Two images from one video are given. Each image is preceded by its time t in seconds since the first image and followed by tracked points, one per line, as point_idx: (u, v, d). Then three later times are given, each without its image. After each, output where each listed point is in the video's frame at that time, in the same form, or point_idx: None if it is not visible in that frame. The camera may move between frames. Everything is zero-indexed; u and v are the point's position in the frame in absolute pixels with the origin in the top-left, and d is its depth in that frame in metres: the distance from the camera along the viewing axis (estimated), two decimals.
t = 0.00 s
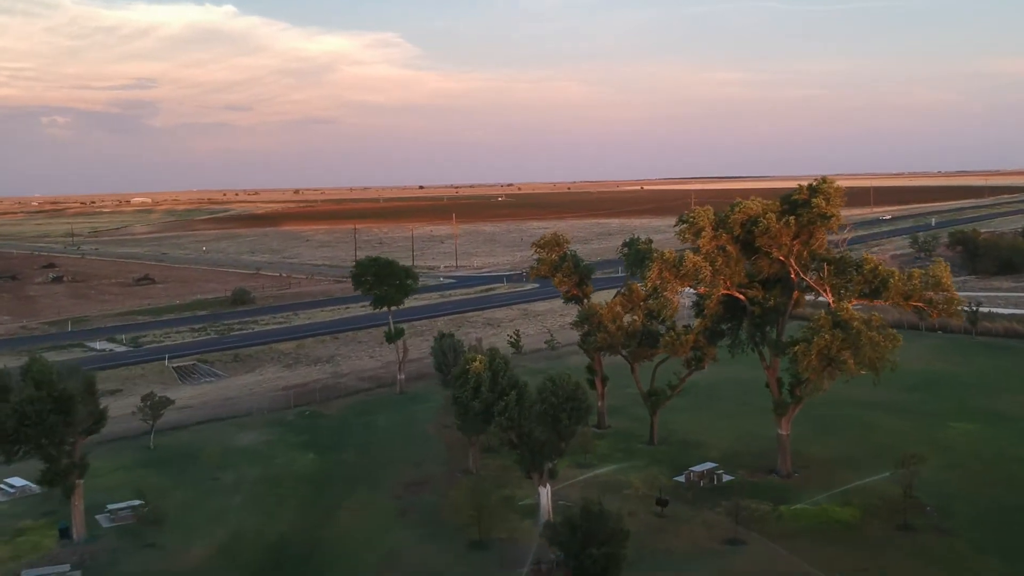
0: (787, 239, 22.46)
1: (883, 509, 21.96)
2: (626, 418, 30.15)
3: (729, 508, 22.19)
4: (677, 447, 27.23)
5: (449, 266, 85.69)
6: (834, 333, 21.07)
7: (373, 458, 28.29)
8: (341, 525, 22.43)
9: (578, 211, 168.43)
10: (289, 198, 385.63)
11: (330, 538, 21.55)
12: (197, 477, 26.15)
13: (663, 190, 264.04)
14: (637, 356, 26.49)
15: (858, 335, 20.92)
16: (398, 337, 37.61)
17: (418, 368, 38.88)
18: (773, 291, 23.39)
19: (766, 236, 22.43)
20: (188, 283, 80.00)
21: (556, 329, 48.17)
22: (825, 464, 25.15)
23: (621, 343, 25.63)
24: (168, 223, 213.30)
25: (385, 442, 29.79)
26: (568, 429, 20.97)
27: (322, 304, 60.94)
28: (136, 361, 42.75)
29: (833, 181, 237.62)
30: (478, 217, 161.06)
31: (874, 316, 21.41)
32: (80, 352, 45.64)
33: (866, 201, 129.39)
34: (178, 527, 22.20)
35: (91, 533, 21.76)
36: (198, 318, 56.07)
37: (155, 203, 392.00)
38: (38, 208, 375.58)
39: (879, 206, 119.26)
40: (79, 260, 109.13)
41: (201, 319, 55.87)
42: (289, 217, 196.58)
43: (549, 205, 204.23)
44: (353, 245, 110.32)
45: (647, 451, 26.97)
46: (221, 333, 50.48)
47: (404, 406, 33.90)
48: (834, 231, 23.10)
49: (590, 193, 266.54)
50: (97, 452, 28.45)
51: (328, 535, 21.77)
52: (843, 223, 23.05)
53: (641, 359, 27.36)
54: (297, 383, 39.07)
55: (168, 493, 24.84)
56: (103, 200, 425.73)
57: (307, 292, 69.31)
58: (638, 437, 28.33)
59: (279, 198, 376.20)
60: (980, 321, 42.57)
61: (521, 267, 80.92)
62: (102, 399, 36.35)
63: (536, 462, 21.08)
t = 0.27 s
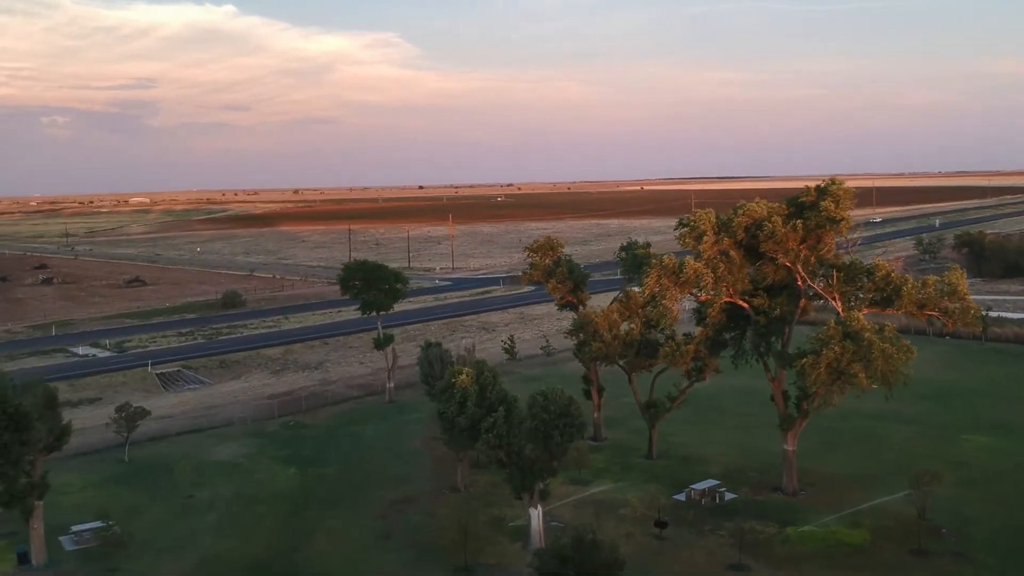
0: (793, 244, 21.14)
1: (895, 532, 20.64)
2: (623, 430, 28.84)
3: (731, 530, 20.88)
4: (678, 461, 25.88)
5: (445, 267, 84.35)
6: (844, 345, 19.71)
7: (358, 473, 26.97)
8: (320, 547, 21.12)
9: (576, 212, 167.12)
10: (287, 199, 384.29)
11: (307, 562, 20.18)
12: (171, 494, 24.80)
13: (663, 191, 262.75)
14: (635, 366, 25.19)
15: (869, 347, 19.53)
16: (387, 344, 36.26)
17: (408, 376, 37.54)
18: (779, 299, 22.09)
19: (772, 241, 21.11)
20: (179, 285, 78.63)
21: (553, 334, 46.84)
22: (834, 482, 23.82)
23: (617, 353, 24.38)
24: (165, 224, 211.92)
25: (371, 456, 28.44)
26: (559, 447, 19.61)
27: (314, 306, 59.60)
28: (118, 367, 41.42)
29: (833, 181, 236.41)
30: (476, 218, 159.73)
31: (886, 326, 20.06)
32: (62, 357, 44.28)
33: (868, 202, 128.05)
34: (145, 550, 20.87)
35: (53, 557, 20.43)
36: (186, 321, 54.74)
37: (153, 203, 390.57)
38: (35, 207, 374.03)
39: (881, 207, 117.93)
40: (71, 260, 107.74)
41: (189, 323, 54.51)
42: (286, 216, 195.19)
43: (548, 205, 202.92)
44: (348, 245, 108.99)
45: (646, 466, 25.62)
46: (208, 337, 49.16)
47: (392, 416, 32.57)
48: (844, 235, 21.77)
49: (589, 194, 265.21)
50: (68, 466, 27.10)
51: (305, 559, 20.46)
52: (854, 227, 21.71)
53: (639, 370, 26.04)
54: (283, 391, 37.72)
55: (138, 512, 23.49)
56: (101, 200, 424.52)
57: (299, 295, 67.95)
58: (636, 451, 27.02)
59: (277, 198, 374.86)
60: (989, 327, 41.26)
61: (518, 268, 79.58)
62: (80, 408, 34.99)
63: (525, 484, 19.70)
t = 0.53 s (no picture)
0: (800, 249, 19.82)
1: (908, 556, 19.31)
2: (620, 443, 27.50)
3: (734, 555, 19.55)
4: (677, 478, 24.51)
5: (440, 269, 82.98)
6: (855, 358, 18.37)
7: (340, 489, 25.63)
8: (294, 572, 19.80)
9: (574, 212, 165.86)
10: (285, 199, 382.94)
11: None
12: (141, 513, 23.45)
13: (662, 191, 261.40)
14: (632, 377, 23.87)
15: (882, 360, 18.21)
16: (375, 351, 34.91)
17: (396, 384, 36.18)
18: (784, 307, 20.77)
19: (777, 246, 19.79)
20: (170, 287, 77.31)
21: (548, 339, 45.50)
22: (843, 500, 22.45)
23: (611, 363, 23.08)
24: (161, 224, 210.15)
25: (354, 471, 27.06)
26: (550, 467, 18.18)
27: (305, 310, 58.27)
28: (99, 374, 40.08)
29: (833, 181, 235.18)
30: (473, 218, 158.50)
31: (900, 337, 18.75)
32: (41, 363, 42.95)
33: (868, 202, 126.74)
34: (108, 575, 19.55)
35: None
36: (173, 326, 53.41)
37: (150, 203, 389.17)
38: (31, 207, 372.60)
39: (882, 207, 116.67)
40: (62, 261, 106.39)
41: (175, 327, 53.04)
42: (281, 217, 193.83)
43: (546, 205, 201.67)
44: (343, 246, 107.67)
45: (643, 482, 24.29)
46: (194, 342, 47.82)
47: (379, 427, 31.22)
48: (853, 239, 20.44)
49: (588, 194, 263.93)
50: (35, 482, 25.78)
51: None
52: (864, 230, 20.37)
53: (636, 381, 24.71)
54: (267, 399, 36.35)
55: (105, 532, 22.17)
56: (98, 200, 423.09)
57: (290, 297, 66.52)
58: (632, 466, 25.69)
59: (274, 198, 373.48)
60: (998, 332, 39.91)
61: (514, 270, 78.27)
62: (55, 417, 33.58)
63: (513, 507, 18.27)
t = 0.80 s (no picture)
0: (806, 254, 18.50)
1: None
2: (615, 457, 26.17)
3: None
4: (675, 495, 23.18)
5: (434, 270, 81.63)
6: (867, 372, 17.06)
7: (319, 506, 24.29)
8: None
9: (571, 212, 164.58)
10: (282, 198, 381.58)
11: None
12: (106, 533, 22.13)
13: (661, 191, 260.13)
14: (627, 388, 22.56)
15: (896, 375, 16.88)
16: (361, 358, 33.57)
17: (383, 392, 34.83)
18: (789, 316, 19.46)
19: (782, 252, 18.48)
20: (160, 288, 75.95)
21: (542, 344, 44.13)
22: (852, 521, 21.11)
23: (605, 375, 21.78)
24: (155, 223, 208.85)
25: (336, 487, 25.73)
26: (538, 488, 17.01)
27: (295, 313, 56.93)
28: (77, 380, 38.73)
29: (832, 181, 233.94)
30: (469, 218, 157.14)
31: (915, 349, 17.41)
32: (19, 368, 41.61)
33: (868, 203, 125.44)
34: None
35: None
36: (159, 329, 52.07)
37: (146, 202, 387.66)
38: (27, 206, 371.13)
39: (882, 208, 115.37)
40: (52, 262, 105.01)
41: (160, 331, 51.67)
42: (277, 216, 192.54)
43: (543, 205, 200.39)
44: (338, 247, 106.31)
45: (638, 500, 22.95)
46: (178, 346, 46.48)
47: (363, 438, 29.88)
48: (863, 244, 19.10)
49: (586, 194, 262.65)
50: None
51: None
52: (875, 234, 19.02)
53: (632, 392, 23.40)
54: (250, 407, 35.00)
55: (66, 554, 20.86)
56: (94, 199, 421.57)
57: (281, 299, 65.18)
58: (628, 482, 24.36)
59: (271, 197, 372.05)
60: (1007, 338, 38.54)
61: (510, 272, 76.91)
62: (27, 426, 32.25)
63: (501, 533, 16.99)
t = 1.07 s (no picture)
0: (815, 260, 17.18)
1: None
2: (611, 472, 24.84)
3: None
4: (674, 515, 21.85)
5: (430, 272, 80.26)
6: (881, 390, 15.77)
7: (297, 525, 22.96)
8: None
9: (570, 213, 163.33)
10: (280, 198, 380.27)
11: None
12: (69, 556, 20.81)
13: (660, 190, 258.56)
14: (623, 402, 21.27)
15: (914, 393, 15.56)
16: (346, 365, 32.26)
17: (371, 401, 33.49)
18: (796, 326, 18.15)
19: (789, 258, 17.17)
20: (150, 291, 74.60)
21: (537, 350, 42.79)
22: (864, 545, 19.77)
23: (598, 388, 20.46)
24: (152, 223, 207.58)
25: (317, 504, 24.40)
26: (525, 514, 15.70)
27: (285, 316, 55.60)
28: (55, 388, 37.38)
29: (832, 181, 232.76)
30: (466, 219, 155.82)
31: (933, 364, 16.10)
32: None
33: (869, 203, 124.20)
34: None
35: None
36: (145, 334, 50.72)
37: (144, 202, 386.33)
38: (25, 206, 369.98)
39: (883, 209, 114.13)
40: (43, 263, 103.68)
41: (146, 335, 50.35)
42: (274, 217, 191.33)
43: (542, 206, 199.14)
44: (333, 248, 105.01)
45: (635, 521, 21.62)
46: (163, 351, 45.13)
47: (348, 451, 28.54)
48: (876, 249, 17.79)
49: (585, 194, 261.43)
50: None
51: None
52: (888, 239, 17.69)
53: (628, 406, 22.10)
54: (232, 416, 33.66)
55: None
56: (92, 199, 420.21)
57: (272, 302, 63.83)
58: (624, 500, 23.02)
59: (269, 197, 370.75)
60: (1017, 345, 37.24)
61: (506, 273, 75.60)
62: None
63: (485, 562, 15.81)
